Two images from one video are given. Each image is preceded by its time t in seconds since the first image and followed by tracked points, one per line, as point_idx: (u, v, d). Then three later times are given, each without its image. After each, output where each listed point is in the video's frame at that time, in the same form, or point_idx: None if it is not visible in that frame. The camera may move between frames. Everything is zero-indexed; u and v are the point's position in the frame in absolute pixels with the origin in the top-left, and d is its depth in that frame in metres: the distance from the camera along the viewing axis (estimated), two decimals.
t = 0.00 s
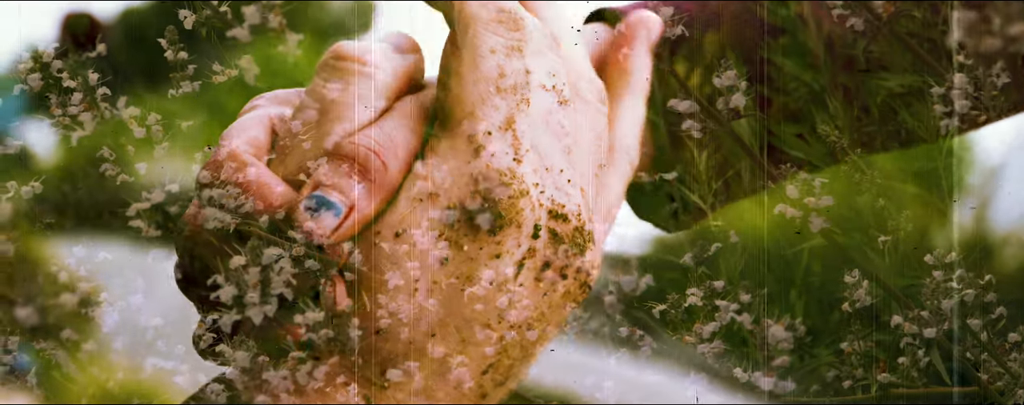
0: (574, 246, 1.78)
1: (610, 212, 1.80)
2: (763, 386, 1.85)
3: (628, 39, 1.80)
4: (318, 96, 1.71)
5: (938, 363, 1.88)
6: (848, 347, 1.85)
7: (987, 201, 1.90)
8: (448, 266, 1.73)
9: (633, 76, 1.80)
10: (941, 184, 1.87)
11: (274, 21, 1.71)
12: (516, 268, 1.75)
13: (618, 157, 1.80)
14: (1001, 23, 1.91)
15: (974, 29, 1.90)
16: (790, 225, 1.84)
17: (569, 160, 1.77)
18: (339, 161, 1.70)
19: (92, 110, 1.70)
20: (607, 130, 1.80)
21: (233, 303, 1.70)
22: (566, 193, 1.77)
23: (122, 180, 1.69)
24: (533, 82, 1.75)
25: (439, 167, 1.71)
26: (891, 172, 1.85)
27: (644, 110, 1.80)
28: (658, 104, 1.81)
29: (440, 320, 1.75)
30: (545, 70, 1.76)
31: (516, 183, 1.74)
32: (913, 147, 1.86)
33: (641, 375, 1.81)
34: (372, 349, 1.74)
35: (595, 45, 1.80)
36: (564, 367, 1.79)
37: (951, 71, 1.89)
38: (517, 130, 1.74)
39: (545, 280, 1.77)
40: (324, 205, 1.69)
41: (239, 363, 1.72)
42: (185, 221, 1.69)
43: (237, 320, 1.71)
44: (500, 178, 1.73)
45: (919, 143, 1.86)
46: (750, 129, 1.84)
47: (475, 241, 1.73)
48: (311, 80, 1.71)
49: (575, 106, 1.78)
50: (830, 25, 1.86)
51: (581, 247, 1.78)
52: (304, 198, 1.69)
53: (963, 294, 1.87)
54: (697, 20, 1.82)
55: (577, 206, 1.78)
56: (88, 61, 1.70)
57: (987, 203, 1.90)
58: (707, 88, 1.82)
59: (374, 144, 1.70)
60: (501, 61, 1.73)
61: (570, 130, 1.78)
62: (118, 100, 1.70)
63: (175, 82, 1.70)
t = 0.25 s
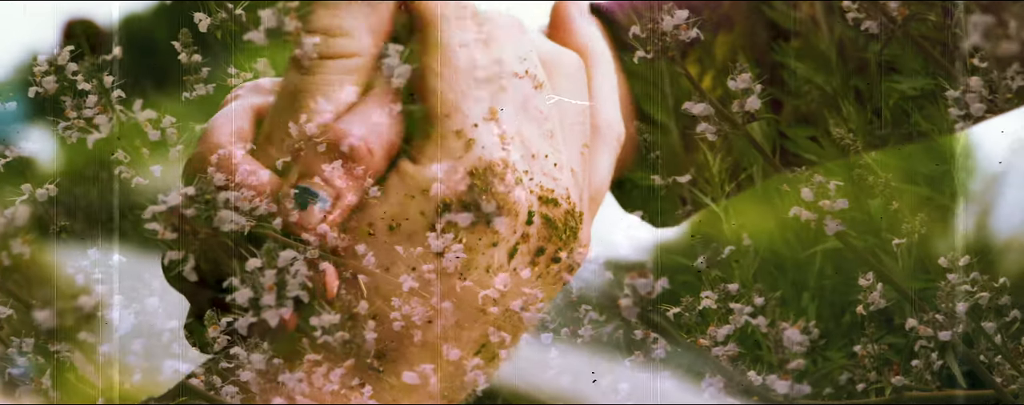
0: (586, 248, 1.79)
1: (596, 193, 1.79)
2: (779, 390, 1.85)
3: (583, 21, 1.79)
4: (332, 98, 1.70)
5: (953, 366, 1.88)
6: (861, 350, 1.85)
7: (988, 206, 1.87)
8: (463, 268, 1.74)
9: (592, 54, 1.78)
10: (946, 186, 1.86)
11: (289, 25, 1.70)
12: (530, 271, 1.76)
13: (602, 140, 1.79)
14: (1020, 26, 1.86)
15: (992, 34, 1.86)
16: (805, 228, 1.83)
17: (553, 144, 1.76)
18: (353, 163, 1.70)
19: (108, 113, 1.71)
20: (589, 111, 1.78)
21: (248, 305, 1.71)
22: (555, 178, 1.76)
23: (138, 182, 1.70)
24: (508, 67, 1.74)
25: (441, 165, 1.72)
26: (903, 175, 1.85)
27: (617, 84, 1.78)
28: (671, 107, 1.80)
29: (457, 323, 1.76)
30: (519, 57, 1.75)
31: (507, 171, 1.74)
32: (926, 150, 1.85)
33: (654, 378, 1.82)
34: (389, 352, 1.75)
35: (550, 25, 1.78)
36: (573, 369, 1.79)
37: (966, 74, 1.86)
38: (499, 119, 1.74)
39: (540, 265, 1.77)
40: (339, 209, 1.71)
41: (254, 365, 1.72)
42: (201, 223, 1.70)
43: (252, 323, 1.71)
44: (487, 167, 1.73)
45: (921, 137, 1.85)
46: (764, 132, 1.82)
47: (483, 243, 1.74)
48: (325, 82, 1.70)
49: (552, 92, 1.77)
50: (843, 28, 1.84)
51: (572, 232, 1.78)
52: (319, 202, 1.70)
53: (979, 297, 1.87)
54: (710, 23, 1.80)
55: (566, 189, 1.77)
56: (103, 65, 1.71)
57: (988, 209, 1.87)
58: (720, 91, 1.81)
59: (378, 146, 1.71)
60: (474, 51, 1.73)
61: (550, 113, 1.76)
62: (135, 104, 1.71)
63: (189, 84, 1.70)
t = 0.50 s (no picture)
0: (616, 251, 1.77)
1: (593, 221, 1.77)
2: (810, 392, 1.84)
3: (567, 59, 1.76)
4: (364, 100, 1.70)
5: (982, 368, 1.88)
6: (891, 353, 1.84)
7: (989, 216, 1.86)
8: (492, 270, 1.74)
9: (578, 88, 1.76)
10: (946, 195, 1.84)
11: (324, 27, 1.69)
12: (560, 273, 1.76)
13: (601, 174, 1.77)
14: None
15: None
16: (836, 231, 1.83)
17: (550, 173, 1.75)
18: (383, 164, 1.70)
19: (138, 114, 1.71)
20: (582, 142, 1.77)
21: (280, 307, 1.69)
22: (552, 207, 1.75)
23: (168, 184, 1.70)
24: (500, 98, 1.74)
25: (450, 186, 1.72)
26: (932, 178, 1.84)
27: (609, 118, 1.76)
28: (699, 110, 1.79)
29: (489, 326, 1.75)
30: (508, 90, 1.75)
31: (509, 196, 1.74)
32: (958, 153, 1.85)
33: (686, 382, 1.79)
34: (421, 355, 1.74)
35: (532, 64, 1.76)
36: (603, 372, 1.76)
37: (997, 77, 1.86)
38: (497, 147, 1.73)
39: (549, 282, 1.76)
40: (370, 212, 1.70)
41: (286, 367, 1.72)
42: (233, 225, 1.69)
43: (284, 325, 1.70)
44: (486, 196, 1.72)
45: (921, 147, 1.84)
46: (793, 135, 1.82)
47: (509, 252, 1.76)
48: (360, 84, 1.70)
49: (545, 125, 1.76)
50: (872, 32, 1.83)
51: (575, 256, 1.76)
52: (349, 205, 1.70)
53: (1008, 301, 1.86)
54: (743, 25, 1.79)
55: (564, 216, 1.75)
56: (132, 67, 1.70)
57: (990, 220, 1.86)
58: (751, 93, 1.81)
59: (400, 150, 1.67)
60: (464, 84, 1.72)
61: (543, 144, 1.76)
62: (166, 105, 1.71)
63: (218, 87, 1.70)
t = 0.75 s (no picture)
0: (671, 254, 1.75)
1: (602, 287, 1.73)
2: (866, 397, 1.81)
3: (573, 128, 1.72)
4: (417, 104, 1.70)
5: None
6: (939, 357, 1.82)
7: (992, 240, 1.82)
8: (543, 274, 1.72)
9: (584, 157, 1.72)
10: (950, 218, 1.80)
11: (375, 31, 1.70)
12: (611, 277, 1.74)
13: (609, 240, 1.73)
14: None
15: None
16: (888, 234, 1.79)
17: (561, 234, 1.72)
18: (433, 170, 1.70)
19: (189, 118, 1.71)
20: (591, 209, 1.73)
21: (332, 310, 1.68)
22: (564, 266, 1.72)
23: (219, 188, 1.70)
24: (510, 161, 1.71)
25: (464, 241, 1.71)
26: (980, 182, 1.82)
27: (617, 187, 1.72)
28: (744, 114, 1.76)
29: (541, 330, 1.73)
30: (517, 152, 1.71)
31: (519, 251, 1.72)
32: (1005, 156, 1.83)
33: (736, 385, 1.77)
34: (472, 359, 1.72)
35: (538, 135, 1.72)
36: (654, 376, 1.75)
37: None
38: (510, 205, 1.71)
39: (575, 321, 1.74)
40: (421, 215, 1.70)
41: (337, 371, 1.70)
42: (286, 229, 1.69)
43: (336, 329, 1.69)
44: (498, 249, 1.71)
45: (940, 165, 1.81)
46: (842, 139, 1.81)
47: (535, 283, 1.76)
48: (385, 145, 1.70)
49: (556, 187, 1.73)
50: (919, 34, 1.82)
51: (585, 316, 1.74)
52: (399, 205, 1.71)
53: None
54: (792, 25, 1.77)
55: (575, 276, 1.73)
56: (182, 71, 1.70)
57: (994, 243, 1.82)
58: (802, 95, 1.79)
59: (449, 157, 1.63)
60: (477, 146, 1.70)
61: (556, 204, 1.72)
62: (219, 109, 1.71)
63: (267, 91, 1.70)
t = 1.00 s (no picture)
0: (706, 256, 1.74)
1: (599, 290, 1.74)
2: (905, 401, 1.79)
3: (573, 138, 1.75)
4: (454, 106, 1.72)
5: None
6: (974, 358, 1.80)
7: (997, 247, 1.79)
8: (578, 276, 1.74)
9: (582, 164, 1.74)
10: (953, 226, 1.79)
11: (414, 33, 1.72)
12: (645, 279, 1.74)
13: (606, 244, 1.74)
14: None
15: None
16: (924, 237, 1.79)
17: (560, 237, 1.73)
18: (468, 172, 1.72)
19: (224, 120, 1.71)
20: (589, 213, 1.74)
21: (370, 312, 1.68)
22: (561, 270, 1.73)
23: (256, 189, 1.70)
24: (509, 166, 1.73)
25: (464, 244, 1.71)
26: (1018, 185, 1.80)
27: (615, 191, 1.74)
28: (777, 115, 1.77)
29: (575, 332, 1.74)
30: (515, 156, 1.73)
31: (521, 253, 1.72)
32: None
33: (772, 388, 1.76)
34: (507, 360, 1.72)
35: (536, 142, 1.74)
36: (689, 378, 1.76)
37: None
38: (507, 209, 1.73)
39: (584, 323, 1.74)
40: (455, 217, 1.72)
41: (374, 372, 1.69)
42: (323, 230, 1.69)
43: (372, 330, 1.69)
44: (498, 252, 1.71)
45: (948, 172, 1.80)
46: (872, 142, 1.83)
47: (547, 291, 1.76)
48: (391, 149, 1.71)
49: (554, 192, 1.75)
50: (954, 36, 1.83)
51: (583, 320, 1.74)
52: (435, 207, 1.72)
53: None
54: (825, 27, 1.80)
55: (573, 280, 1.73)
56: (218, 74, 1.71)
57: (998, 248, 1.80)
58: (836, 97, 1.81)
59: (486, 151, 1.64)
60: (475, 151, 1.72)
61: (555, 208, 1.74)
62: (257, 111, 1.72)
63: (301, 93, 1.71)
